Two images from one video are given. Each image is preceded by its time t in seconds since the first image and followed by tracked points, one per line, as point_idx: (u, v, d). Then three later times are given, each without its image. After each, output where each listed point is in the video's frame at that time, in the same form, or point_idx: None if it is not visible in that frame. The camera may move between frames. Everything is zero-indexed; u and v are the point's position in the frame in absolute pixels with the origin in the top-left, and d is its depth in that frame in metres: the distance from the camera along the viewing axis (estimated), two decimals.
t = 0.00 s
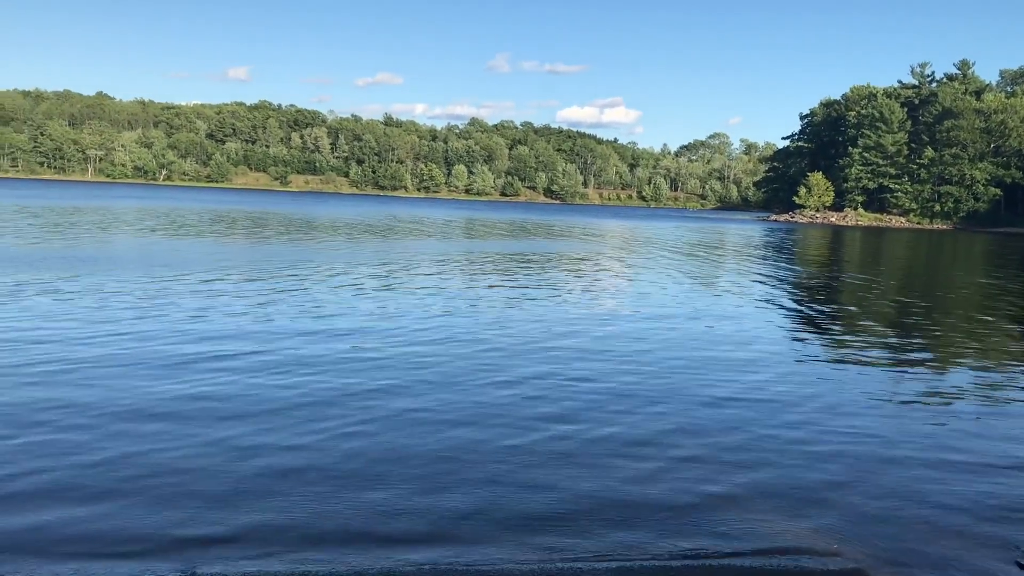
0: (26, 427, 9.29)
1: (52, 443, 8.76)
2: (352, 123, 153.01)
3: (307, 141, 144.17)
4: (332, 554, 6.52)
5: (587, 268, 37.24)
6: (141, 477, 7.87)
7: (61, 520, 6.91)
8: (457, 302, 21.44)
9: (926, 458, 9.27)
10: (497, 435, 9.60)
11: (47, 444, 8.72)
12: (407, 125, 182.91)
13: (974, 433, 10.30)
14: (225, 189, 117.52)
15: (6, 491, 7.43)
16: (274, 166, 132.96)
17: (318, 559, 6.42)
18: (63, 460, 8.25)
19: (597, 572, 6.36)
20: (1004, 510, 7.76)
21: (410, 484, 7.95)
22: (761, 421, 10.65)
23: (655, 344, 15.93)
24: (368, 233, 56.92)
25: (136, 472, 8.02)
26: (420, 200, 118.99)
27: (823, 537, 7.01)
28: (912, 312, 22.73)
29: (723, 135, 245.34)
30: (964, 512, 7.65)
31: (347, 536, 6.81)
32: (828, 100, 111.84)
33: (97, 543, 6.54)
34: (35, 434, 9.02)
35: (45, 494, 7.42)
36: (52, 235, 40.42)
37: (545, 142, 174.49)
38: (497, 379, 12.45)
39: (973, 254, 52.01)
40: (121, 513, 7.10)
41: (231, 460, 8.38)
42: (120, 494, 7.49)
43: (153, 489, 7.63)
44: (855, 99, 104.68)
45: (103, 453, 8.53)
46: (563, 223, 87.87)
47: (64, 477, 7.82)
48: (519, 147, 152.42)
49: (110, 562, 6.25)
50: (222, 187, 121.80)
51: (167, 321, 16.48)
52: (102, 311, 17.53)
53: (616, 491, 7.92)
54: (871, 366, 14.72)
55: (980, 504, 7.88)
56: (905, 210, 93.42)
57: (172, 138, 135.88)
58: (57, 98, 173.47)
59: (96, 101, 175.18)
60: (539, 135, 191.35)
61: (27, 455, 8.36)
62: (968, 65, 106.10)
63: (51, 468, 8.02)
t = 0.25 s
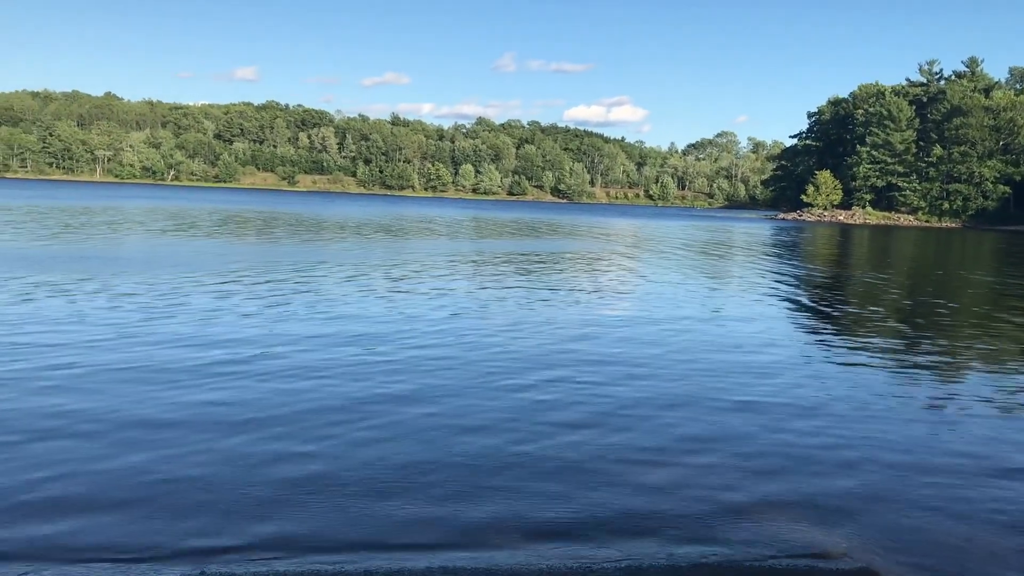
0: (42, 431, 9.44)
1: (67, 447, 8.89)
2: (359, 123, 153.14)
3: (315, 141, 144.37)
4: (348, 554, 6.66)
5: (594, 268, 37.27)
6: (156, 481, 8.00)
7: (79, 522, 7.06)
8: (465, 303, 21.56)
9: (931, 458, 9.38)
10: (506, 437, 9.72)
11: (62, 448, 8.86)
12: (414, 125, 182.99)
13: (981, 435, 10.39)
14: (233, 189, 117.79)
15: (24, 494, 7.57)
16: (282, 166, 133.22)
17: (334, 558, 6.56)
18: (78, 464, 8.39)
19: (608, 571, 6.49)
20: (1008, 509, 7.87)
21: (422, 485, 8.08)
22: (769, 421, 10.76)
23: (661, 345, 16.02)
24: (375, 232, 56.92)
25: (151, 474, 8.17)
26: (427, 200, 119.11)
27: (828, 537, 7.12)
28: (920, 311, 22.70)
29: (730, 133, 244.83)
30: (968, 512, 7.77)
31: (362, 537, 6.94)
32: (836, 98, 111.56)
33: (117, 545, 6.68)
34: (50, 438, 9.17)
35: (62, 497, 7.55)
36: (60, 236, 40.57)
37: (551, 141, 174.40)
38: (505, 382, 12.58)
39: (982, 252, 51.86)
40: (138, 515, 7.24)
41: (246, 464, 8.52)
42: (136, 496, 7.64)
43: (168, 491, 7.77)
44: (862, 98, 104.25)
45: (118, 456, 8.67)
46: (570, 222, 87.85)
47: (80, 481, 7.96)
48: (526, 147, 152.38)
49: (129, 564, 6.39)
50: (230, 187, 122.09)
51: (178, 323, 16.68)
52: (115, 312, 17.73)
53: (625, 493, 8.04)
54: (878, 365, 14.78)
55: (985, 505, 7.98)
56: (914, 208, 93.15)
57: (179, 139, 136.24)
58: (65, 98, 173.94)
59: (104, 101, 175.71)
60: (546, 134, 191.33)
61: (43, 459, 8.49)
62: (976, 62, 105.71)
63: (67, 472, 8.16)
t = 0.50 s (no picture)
0: (51, 434, 9.53)
1: (77, 450, 8.99)
2: (363, 121, 153.13)
3: (319, 140, 144.42)
4: (356, 553, 6.73)
5: (600, 265, 37.25)
6: (164, 483, 8.09)
7: (89, 525, 7.15)
8: (468, 303, 21.69)
9: (934, 455, 9.42)
10: (511, 438, 9.79)
11: (70, 452, 8.95)
12: (417, 123, 183.07)
13: (984, 432, 10.43)
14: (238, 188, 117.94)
15: (34, 497, 7.66)
16: (286, 165, 133.35)
17: (342, 557, 6.64)
18: (88, 467, 8.48)
19: (613, 569, 6.55)
20: (1013, 505, 7.92)
21: (429, 485, 8.15)
22: (770, 418, 10.87)
23: (666, 343, 16.07)
24: (380, 231, 56.89)
25: (160, 476, 8.26)
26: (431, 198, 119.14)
27: (832, 533, 7.18)
28: (925, 306, 22.67)
29: (735, 130, 244.47)
30: (969, 507, 7.85)
31: (370, 537, 7.02)
32: (840, 94, 111.32)
33: (126, 547, 6.77)
34: (59, 442, 9.26)
35: (73, 500, 7.65)
36: (65, 237, 40.63)
37: (556, 139, 174.18)
38: (510, 382, 12.64)
39: (989, 248, 51.76)
40: (148, 516, 7.33)
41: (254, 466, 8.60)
42: (145, 499, 7.72)
43: (177, 493, 7.87)
44: (866, 93, 103.77)
45: (127, 459, 8.76)
46: (575, 219, 87.81)
47: (90, 484, 8.06)
48: (530, 144, 152.34)
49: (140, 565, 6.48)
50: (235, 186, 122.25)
51: (185, 324, 16.85)
52: (122, 314, 17.91)
53: (630, 491, 8.11)
54: (882, 360, 14.80)
55: (984, 498, 8.07)
56: (919, 203, 92.93)
57: (184, 138, 136.44)
58: (69, 98, 174.29)
59: (108, 102, 176.11)
60: (551, 131, 191.22)
61: (55, 462, 8.60)
62: (981, 56, 105.37)
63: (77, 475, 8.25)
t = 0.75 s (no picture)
0: (56, 438, 9.49)
1: (83, 453, 8.95)
2: (365, 119, 153.00)
3: (322, 138, 144.40)
4: (364, 552, 6.67)
5: (605, 259, 37.13)
6: (170, 484, 8.04)
7: (95, 529, 7.10)
8: (473, 298, 21.66)
9: (947, 441, 9.35)
10: (519, 432, 9.72)
11: (76, 455, 8.90)
12: (421, 121, 182.98)
13: (997, 417, 10.33)
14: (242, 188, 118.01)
15: (42, 500, 7.65)
16: (289, 164, 133.36)
17: (351, 556, 6.59)
18: (94, 470, 8.43)
19: (625, 563, 6.48)
20: None
21: (438, 481, 8.11)
22: (780, 407, 10.81)
23: (672, 336, 15.98)
24: (383, 228, 56.79)
25: (167, 478, 8.20)
26: (435, 195, 119.11)
27: (845, 524, 7.10)
28: (932, 296, 22.53)
29: (738, 123, 244.02)
30: (984, 493, 7.77)
31: (377, 535, 6.95)
32: (843, 85, 110.91)
33: (132, 550, 6.71)
34: (64, 445, 9.21)
35: (78, 503, 7.60)
36: (68, 239, 40.64)
37: (558, 134, 173.89)
38: (517, 377, 12.56)
39: (995, 236, 51.51)
40: (153, 519, 7.28)
41: (260, 465, 8.54)
42: (152, 500, 7.68)
43: (183, 494, 7.81)
44: (870, 84, 103.27)
45: (133, 461, 8.72)
46: (578, 215, 87.68)
47: (96, 486, 8.02)
48: (533, 140, 152.13)
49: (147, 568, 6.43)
50: (238, 185, 122.34)
51: (192, 325, 16.87)
52: (129, 316, 17.94)
53: (640, 484, 8.03)
54: (891, 350, 14.69)
55: (999, 485, 8.00)
56: (924, 193, 92.58)
57: (187, 138, 136.56)
58: (72, 100, 174.60)
59: (111, 104, 176.42)
60: (553, 126, 190.96)
61: (60, 466, 8.55)
62: (985, 45, 104.85)
63: (83, 478, 8.20)
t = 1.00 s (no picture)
0: (73, 444, 9.62)
1: (100, 460, 9.07)
2: (372, 118, 153.06)
3: (329, 137, 144.63)
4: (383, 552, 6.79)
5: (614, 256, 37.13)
6: (190, 490, 8.14)
7: (117, 534, 7.21)
8: (482, 296, 21.79)
9: (956, 439, 9.43)
10: (532, 434, 9.79)
11: (96, 461, 9.03)
12: (427, 118, 183.09)
13: (1006, 414, 10.40)
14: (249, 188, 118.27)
15: (65, 505, 7.80)
16: (297, 163, 133.62)
17: (371, 556, 6.72)
18: (112, 477, 8.56)
19: (637, 559, 6.59)
20: None
21: (452, 483, 8.23)
22: (789, 406, 10.90)
23: (682, 335, 16.06)
24: (391, 226, 56.74)
25: (186, 483, 8.31)
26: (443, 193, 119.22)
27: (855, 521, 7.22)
28: (942, 289, 22.53)
29: (745, 117, 243.53)
30: (992, 491, 7.85)
31: (394, 539, 7.05)
32: (850, 78, 110.58)
33: (156, 555, 6.84)
34: (82, 451, 9.35)
35: (100, 508, 7.75)
36: (79, 241, 40.75)
37: (564, 130, 173.81)
38: (529, 377, 12.64)
39: (1005, 229, 51.32)
40: (172, 523, 7.37)
41: (277, 469, 8.67)
42: (171, 504, 7.80)
43: (203, 499, 7.93)
44: (877, 76, 102.82)
45: (151, 466, 8.83)
46: (586, 211, 87.64)
47: (116, 491, 8.16)
48: (539, 137, 152.08)
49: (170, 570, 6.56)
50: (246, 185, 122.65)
51: (205, 327, 17.04)
52: (143, 318, 18.12)
53: (654, 485, 8.13)
54: (900, 346, 14.76)
55: (1009, 482, 8.07)
56: (932, 186, 92.26)
57: (194, 138, 136.93)
58: (80, 102, 175.35)
59: (119, 105, 177.07)
60: (560, 122, 190.85)
61: (80, 472, 8.67)
62: (993, 36, 104.38)
63: (104, 484, 8.34)
